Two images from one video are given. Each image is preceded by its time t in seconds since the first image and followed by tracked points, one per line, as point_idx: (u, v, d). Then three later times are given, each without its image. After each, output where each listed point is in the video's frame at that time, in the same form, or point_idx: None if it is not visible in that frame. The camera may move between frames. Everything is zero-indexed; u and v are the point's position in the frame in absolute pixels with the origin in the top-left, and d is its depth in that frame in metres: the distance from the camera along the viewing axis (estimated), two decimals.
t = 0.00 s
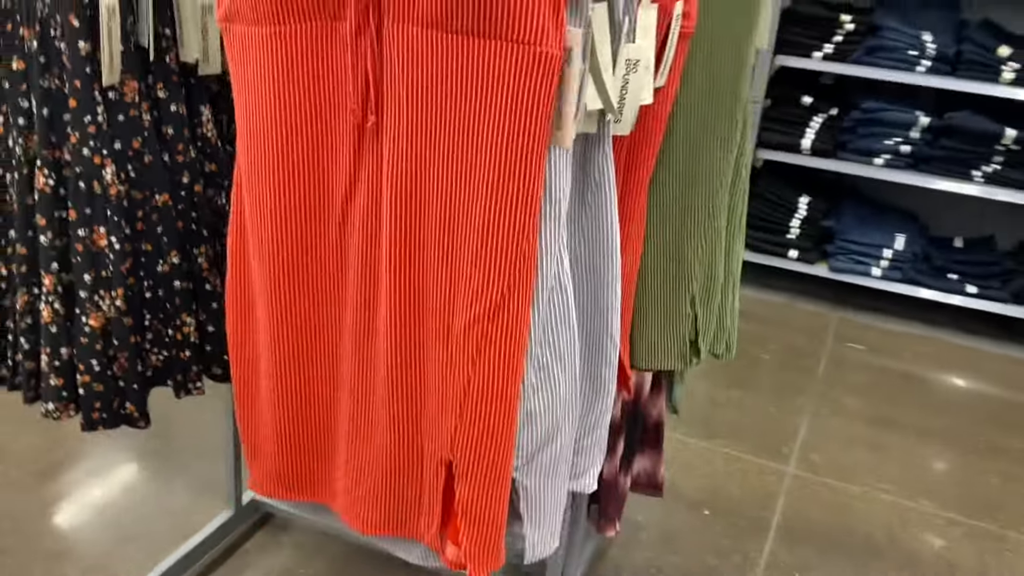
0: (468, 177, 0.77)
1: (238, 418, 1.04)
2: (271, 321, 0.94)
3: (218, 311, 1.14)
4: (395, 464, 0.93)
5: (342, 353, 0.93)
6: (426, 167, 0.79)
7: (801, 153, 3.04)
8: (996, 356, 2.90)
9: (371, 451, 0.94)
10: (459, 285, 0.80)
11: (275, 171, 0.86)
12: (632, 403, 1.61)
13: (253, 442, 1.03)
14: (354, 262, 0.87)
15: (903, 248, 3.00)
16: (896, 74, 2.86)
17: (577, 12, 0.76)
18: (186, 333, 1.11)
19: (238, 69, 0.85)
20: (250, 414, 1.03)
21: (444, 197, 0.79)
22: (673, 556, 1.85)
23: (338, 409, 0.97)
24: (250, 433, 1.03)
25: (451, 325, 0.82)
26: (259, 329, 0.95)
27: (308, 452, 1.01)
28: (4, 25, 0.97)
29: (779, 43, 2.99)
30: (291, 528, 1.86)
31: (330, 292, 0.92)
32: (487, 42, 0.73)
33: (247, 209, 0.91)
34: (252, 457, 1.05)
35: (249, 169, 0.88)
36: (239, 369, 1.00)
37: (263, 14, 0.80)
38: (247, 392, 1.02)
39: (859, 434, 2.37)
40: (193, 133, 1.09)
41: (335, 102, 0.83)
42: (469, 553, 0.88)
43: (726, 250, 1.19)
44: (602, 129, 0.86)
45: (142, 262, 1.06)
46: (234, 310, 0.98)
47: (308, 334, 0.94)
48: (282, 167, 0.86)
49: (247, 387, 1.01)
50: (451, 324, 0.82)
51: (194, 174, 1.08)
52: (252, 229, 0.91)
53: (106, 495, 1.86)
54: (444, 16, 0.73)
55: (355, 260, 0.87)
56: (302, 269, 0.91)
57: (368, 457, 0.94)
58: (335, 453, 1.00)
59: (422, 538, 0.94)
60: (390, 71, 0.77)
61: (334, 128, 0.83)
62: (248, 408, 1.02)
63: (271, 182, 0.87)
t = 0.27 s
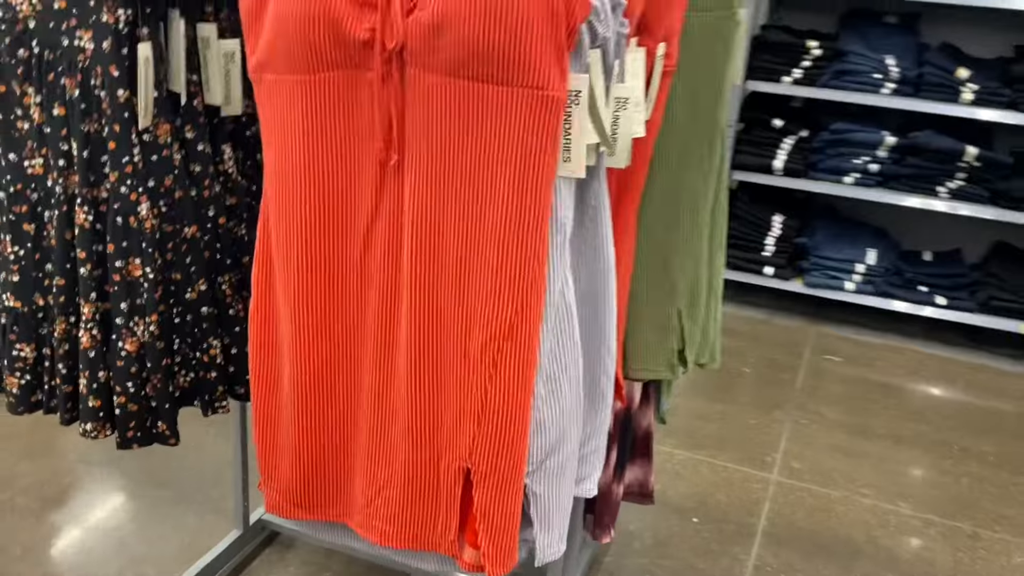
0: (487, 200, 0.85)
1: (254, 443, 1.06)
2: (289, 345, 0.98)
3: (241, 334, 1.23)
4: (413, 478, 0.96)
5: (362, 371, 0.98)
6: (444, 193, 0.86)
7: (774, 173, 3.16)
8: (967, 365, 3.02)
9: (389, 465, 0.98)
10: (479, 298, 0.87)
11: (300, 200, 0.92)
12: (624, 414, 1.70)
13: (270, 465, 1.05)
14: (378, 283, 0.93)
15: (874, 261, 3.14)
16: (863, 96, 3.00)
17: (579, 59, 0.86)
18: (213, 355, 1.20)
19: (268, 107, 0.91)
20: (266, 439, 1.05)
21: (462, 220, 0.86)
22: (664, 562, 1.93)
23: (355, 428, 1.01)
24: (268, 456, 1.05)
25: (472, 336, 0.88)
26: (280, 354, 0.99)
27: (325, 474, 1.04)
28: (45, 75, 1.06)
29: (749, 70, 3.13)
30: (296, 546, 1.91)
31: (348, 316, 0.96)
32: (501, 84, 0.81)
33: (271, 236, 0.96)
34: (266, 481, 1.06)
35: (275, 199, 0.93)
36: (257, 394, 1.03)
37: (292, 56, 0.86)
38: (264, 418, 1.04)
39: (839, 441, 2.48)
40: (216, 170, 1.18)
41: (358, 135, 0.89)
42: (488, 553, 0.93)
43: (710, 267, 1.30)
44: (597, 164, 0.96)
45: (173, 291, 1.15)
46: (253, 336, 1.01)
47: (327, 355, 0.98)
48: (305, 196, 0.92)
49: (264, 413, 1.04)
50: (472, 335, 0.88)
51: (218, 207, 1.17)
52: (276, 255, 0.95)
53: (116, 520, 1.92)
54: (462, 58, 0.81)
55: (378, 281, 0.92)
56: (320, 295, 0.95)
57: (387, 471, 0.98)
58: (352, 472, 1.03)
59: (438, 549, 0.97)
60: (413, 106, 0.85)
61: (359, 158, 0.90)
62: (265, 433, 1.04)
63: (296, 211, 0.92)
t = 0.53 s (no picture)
0: (496, 225, 0.95)
1: (279, 451, 1.14)
2: (315, 360, 1.07)
3: (264, 350, 1.33)
4: (431, 476, 1.06)
5: (382, 382, 1.07)
6: (458, 217, 0.96)
7: (758, 189, 3.30)
8: (947, 370, 3.14)
9: (409, 465, 1.07)
10: (490, 313, 0.97)
11: (325, 225, 1.01)
12: (620, 420, 1.80)
13: (293, 471, 1.13)
14: (397, 301, 1.02)
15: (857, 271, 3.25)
16: (842, 113, 3.12)
17: (576, 98, 0.96)
18: (240, 369, 1.29)
19: (296, 143, 1.01)
20: (290, 447, 1.13)
21: (474, 242, 0.96)
22: (661, 562, 2.02)
23: (374, 434, 1.09)
24: (291, 463, 1.13)
25: (485, 346, 0.98)
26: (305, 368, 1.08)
27: (345, 478, 1.12)
28: (87, 116, 1.16)
29: (731, 90, 3.26)
30: (310, 554, 2.00)
31: (368, 332, 1.05)
32: (508, 121, 0.91)
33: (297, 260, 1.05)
34: (289, 486, 1.14)
35: (301, 225, 1.03)
36: (282, 406, 1.11)
37: (318, 97, 0.96)
38: (288, 427, 1.12)
39: (825, 444, 2.58)
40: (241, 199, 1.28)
41: (377, 167, 0.99)
42: (503, 542, 1.02)
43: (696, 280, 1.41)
44: (591, 188, 1.06)
45: (203, 311, 1.24)
46: (279, 351, 1.10)
47: (349, 367, 1.07)
48: (330, 224, 1.01)
49: (288, 423, 1.12)
50: (484, 346, 0.98)
51: (244, 233, 1.27)
52: (302, 276, 1.05)
53: (136, 535, 2.01)
54: (473, 98, 0.91)
55: (398, 299, 1.02)
56: (342, 314, 1.04)
57: (406, 471, 1.07)
58: (371, 474, 1.12)
59: (455, 541, 1.07)
60: (430, 141, 0.95)
61: (378, 189, 1.00)
62: (289, 441, 1.13)
63: (321, 236, 1.02)
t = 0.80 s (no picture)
0: (484, 242, 1.03)
1: (288, 454, 1.22)
2: (319, 369, 1.15)
3: (267, 364, 1.41)
4: (428, 475, 1.14)
5: (381, 389, 1.15)
6: (449, 234, 1.04)
7: (740, 207, 3.40)
8: (927, 379, 3.23)
9: (408, 465, 1.15)
10: (480, 323, 1.06)
11: (327, 243, 1.09)
12: (607, 430, 1.88)
13: (301, 473, 1.22)
14: (394, 314, 1.10)
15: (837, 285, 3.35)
16: (820, 133, 3.24)
17: (555, 126, 1.05)
18: (244, 382, 1.37)
19: (299, 169, 1.09)
20: (298, 450, 1.21)
21: (464, 258, 1.04)
22: (650, 567, 2.09)
23: (375, 436, 1.18)
24: (299, 464, 1.22)
25: (475, 354, 1.07)
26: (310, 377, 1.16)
27: (349, 478, 1.20)
28: (101, 147, 1.24)
29: (712, 112, 3.36)
30: (311, 565, 2.07)
31: (367, 343, 1.13)
32: (494, 147, 1.00)
33: (302, 277, 1.14)
34: (299, 486, 1.23)
35: (306, 244, 1.11)
36: (291, 411, 1.20)
37: (321, 128, 1.05)
38: (296, 430, 1.21)
39: (808, 452, 2.66)
40: (244, 222, 1.36)
41: (375, 190, 1.07)
42: (496, 534, 1.11)
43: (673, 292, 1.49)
44: (571, 207, 1.15)
45: (209, 327, 1.32)
46: (287, 360, 1.19)
47: (351, 375, 1.15)
48: (330, 244, 1.10)
49: (296, 427, 1.21)
50: (475, 354, 1.07)
51: (247, 254, 1.35)
52: (307, 291, 1.13)
53: (141, 549, 2.07)
54: (462, 127, 1.00)
55: (394, 312, 1.10)
56: (343, 327, 1.12)
57: (405, 470, 1.16)
58: (373, 474, 1.20)
59: (451, 534, 1.15)
60: (422, 166, 1.03)
61: (375, 211, 1.08)
62: (297, 444, 1.21)
63: (323, 254, 1.10)
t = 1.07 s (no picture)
0: (464, 248, 1.11)
1: (290, 446, 1.30)
2: (316, 368, 1.23)
3: (262, 368, 1.48)
4: (417, 466, 1.22)
5: (374, 386, 1.23)
6: (433, 241, 1.12)
7: (722, 218, 3.49)
8: (907, 384, 3.31)
9: (399, 457, 1.23)
10: (462, 324, 1.13)
11: (320, 250, 1.17)
12: (591, 432, 1.94)
13: (304, 463, 1.30)
14: (383, 316, 1.18)
15: (819, 293, 3.44)
16: (799, 145, 3.33)
17: (530, 138, 1.13)
18: (240, 385, 1.44)
19: (295, 181, 1.17)
20: (300, 442, 1.30)
21: (447, 263, 1.12)
22: (636, 566, 2.16)
23: (370, 429, 1.25)
24: (301, 456, 1.30)
25: (459, 353, 1.14)
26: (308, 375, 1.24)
27: (348, 468, 1.28)
28: (104, 163, 1.31)
29: (694, 126, 3.46)
30: (306, 567, 2.13)
31: (359, 343, 1.21)
32: (472, 160, 1.08)
33: (299, 281, 1.22)
34: (302, 476, 1.31)
35: (301, 251, 1.19)
36: (292, 406, 1.28)
37: (313, 144, 1.13)
38: (298, 424, 1.29)
39: (790, 455, 2.73)
40: (240, 234, 1.43)
41: (364, 200, 1.15)
42: (481, 520, 1.18)
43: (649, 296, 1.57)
44: (549, 214, 1.22)
45: (207, 333, 1.39)
46: (287, 360, 1.27)
47: (346, 372, 1.23)
48: (322, 251, 1.17)
49: (297, 422, 1.29)
50: (458, 352, 1.14)
51: (243, 264, 1.42)
52: (303, 295, 1.21)
53: (141, 554, 2.13)
54: (443, 141, 1.07)
55: (383, 314, 1.18)
56: (336, 328, 1.20)
57: (398, 461, 1.23)
58: (370, 464, 1.28)
59: (440, 522, 1.22)
60: (408, 177, 1.11)
61: (363, 220, 1.15)
62: (299, 436, 1.29)
63: (316, 261, 1.18)
